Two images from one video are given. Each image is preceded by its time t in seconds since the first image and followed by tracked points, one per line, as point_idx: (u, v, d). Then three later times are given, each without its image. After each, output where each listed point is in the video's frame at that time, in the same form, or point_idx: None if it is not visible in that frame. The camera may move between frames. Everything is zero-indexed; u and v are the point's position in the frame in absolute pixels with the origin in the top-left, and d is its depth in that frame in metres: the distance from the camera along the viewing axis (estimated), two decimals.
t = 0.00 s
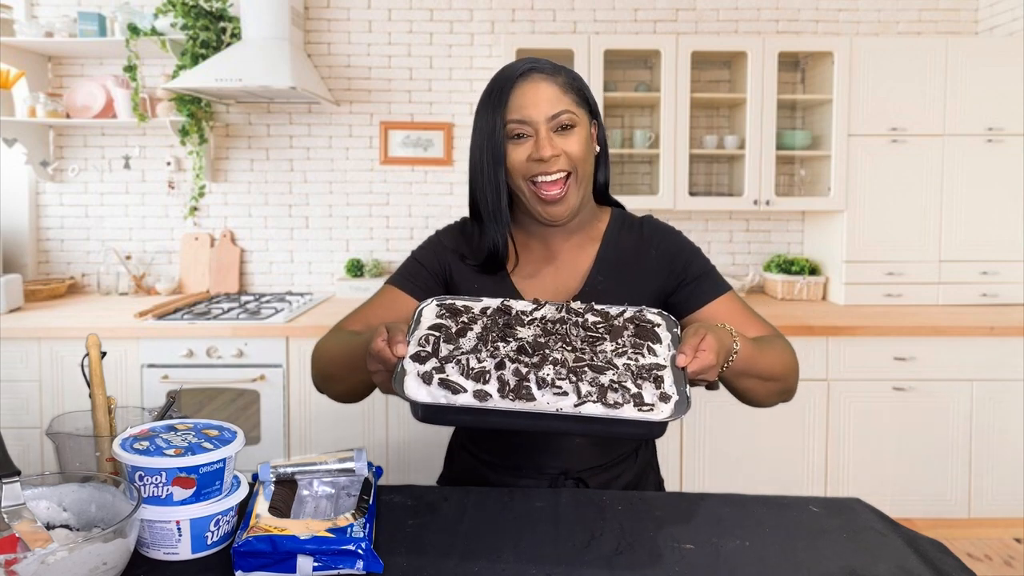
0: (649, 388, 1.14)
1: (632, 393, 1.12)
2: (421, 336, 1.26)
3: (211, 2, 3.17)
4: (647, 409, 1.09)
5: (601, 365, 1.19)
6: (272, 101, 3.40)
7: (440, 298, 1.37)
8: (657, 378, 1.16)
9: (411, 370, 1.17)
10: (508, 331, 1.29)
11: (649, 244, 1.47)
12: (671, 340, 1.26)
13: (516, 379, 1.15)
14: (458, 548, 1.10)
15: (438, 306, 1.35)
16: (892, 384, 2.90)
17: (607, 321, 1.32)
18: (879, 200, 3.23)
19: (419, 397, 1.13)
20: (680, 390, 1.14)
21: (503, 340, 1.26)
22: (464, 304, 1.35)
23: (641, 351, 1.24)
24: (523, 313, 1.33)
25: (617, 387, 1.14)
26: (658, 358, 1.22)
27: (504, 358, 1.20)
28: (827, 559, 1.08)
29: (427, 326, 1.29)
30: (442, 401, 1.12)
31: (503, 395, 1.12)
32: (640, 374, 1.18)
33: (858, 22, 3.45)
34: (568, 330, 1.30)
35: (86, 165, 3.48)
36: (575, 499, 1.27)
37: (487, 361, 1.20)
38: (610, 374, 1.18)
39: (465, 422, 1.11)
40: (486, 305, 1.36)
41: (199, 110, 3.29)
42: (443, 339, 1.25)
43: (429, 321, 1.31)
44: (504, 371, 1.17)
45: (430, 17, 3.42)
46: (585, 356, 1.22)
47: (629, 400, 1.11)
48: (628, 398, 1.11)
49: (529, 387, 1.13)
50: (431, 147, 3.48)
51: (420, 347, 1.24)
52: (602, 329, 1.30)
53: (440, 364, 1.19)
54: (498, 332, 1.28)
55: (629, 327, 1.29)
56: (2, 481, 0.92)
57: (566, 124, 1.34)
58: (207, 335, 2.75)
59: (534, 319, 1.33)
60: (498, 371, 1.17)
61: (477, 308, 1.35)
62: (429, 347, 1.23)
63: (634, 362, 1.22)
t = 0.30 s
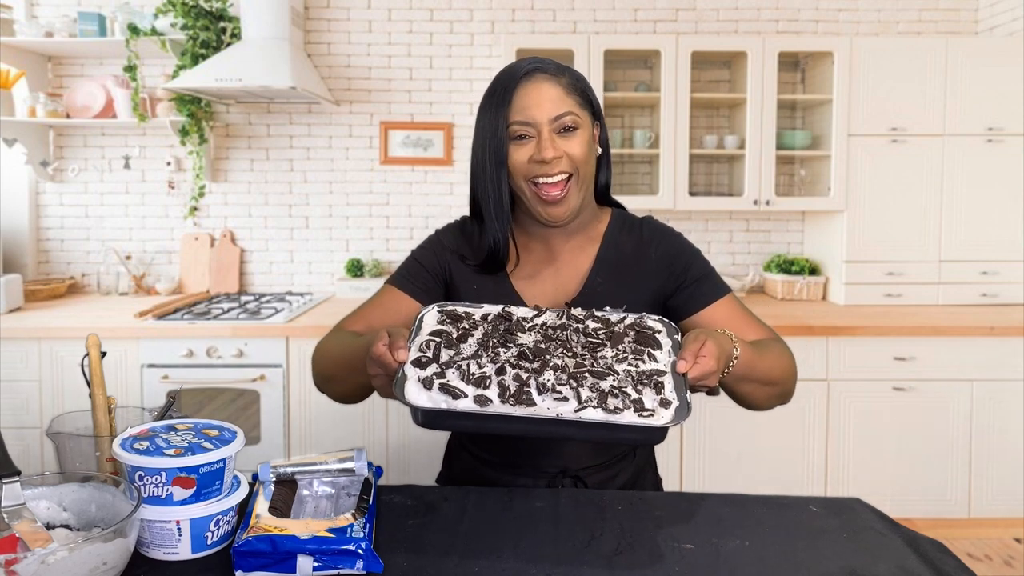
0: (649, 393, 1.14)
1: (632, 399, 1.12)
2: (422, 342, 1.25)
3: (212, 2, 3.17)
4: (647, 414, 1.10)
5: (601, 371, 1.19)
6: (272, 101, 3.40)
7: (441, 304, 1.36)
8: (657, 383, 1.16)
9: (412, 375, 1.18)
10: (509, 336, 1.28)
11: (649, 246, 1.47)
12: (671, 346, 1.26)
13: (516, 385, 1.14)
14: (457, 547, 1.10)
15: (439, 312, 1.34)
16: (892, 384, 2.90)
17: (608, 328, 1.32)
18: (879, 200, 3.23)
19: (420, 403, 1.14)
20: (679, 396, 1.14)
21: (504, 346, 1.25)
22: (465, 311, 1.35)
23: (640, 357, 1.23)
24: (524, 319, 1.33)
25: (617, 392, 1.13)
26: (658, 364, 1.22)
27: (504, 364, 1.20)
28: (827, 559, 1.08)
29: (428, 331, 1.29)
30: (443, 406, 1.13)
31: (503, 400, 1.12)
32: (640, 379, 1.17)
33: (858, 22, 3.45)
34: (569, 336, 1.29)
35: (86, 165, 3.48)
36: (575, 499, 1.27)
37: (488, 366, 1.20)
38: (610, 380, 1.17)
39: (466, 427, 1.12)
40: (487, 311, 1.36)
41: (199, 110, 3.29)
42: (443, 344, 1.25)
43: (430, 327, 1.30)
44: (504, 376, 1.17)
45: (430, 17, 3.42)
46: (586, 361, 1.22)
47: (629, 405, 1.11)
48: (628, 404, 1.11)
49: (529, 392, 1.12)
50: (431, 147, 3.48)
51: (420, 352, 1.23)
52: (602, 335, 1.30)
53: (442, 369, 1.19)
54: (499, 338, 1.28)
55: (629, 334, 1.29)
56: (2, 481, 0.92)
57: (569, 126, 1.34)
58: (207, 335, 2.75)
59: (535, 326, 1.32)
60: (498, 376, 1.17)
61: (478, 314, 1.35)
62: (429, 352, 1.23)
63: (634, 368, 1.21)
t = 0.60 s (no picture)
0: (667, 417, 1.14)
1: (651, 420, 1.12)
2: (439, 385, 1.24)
3: (212, 2, 3.17)
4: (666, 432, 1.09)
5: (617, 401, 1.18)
6: (272, 101, 3.40)
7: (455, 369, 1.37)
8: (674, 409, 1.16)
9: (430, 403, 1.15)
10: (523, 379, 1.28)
11: (650, 255, 1.41)
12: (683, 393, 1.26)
13: (535, 409, 1.13)
14: (458, 548, 1.10)
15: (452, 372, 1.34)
16: (892, 384, 2.90)
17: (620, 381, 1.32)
18: (879, 200, 3.23)
19: (439, 423, 1.11)
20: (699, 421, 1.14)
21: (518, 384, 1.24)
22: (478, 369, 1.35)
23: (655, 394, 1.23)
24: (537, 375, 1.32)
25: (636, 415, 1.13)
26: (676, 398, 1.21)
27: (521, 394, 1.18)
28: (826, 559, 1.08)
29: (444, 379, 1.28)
30: (464, 424, 1.10)
31: (524, 419, 1.10)
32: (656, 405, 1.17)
33: (858, 22, 3.45)
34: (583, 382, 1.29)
35: (86, 165, 3.48)
36: (575, 499, 1.27)
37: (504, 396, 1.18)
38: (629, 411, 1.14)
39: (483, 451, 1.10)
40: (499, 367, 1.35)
41: (199, 110, 3.29)
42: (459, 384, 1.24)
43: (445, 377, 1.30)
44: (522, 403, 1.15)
45: (430, 17, 3.42)
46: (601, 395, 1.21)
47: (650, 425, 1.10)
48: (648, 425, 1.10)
49: (550, 414, 1.11)
50: (431, 147, 3.48)
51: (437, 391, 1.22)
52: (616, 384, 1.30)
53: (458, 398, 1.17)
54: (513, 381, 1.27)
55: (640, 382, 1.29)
56: (2, 481, 0.92)
57: (572, 168, 1.23)
58: (207, 335, 2.75)
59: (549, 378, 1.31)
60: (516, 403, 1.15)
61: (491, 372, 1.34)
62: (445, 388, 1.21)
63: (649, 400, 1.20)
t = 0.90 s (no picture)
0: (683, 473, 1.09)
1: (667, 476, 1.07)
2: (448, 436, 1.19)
3: (212, 2, 3.17)
4: (683, 491, 1.04)
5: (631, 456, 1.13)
6: (272, 101, 3.40)
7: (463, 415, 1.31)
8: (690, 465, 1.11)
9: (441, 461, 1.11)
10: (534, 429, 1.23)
11: (653, 256, 1.41)
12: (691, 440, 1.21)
13: (549, 467, 1.08)
14: (458, 548, 1.10)
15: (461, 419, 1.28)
16: (892, 384, 2.90)
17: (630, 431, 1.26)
18: (879, 201, 3.22)
19: (453, 485, 1.07)
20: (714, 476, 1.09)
21: (529, 438, 1.19)
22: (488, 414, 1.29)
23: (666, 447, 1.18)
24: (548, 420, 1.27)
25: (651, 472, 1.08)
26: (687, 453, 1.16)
27: (534, 450, 1.14)
28: (826, 559, 1.08)
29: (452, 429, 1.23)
30: (477, 487, 1.06)
31: (538, 480, 1.06)
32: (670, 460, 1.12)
33: (858, 22, 3.45)
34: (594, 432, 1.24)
35: (86, 165, 3.48)
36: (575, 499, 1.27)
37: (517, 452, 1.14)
38: (643, 466, 1.09)
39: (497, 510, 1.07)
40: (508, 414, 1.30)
41: (199, 110, 3.29)
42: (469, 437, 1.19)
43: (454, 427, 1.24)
44: (535, 460, 1.11)
45: (430, 17, 3.42)
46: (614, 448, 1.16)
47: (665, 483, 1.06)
48: (663, 482, 1.05)
49: (563, 472, 1.07)
50: (431, 147, 3.48)
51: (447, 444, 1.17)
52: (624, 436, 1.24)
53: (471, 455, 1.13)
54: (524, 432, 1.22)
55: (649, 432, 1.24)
56: (2, 481, 0.92)
57: (558, 147, 1.26)
58: (207, 335, 2.75)
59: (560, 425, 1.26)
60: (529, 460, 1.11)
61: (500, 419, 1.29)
62: (456, 443, 1.17)
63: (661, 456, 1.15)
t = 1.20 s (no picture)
0: (682, 527, 1.03)
1: (666, 531, 1.01)
2: (441, 487, 1.13)
3: (212, 2, 3.17)
4: (681, 547, 0.99)
5: (629, 508, 1.07)
6: (272, 101, 3.40)
7: (455, 457, 1.25)
8: (689, 518, 1.04)
9: (435, 518, 1.05)
10: (529, 479, 1.16)
11: (658, 256, 1.42)
12: (692, 490, 1.15)
13: (545, 520, 1.02)
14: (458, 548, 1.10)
15: (452, 463, 1.22)
16: (892, 384, 2.90)
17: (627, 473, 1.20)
18: (879, 201, 3.22)
19: (445, 540, 1.01)
20: (712, 530, 1.03)
21: (525, 488, 1.13)
22: (481, 461, 1.23)
23: (667, 497, 1.12)
24: (543, 467, 1.21)
25: (650, 526, 1.02)
26: (684, 504, 1.11)
27: (530, 502, 1.08)
28: (827, 558, 1.08)
29: (445, 478, 1.17)
30: (472, 544, 0.99)
31: (535, 535, 0.99)
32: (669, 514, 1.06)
33: (858, 22, 3.45)
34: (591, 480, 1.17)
35: (86, 165, 3.48)
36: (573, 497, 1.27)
37: (512, 505, 1.07)
38: (639, 517, 1.05)
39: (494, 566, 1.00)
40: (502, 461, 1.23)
41: (199, 110, 3.29)
42: (462, 489, 1.13)
43: (446, 476, 1.18)
44: (531, 514, 1.05)
45: (430, 17, 3.42)
46: (612, 499, 1.10)
47: (664, 539, 1.00)
48: (662, 536, 1.00)
49: (560, 527, 1.01)
50: (431, 147, 3.48)
51: (439, 497, 1.11)
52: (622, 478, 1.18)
53: (465, 509, 1.07)
54: (519, 480, 1.15)
55: (649, 477, 1.18)
56: (2, 481, 0.92)
57: (568, 109, 1.33)
58: (207, 335, 2.74)
59: (555, 471, 1.20)
60: (525, 514, 1.05)
61: (495, 465, 1.22)
62: (449, 496, 1.11)
63: (661, 507, 1.09)
